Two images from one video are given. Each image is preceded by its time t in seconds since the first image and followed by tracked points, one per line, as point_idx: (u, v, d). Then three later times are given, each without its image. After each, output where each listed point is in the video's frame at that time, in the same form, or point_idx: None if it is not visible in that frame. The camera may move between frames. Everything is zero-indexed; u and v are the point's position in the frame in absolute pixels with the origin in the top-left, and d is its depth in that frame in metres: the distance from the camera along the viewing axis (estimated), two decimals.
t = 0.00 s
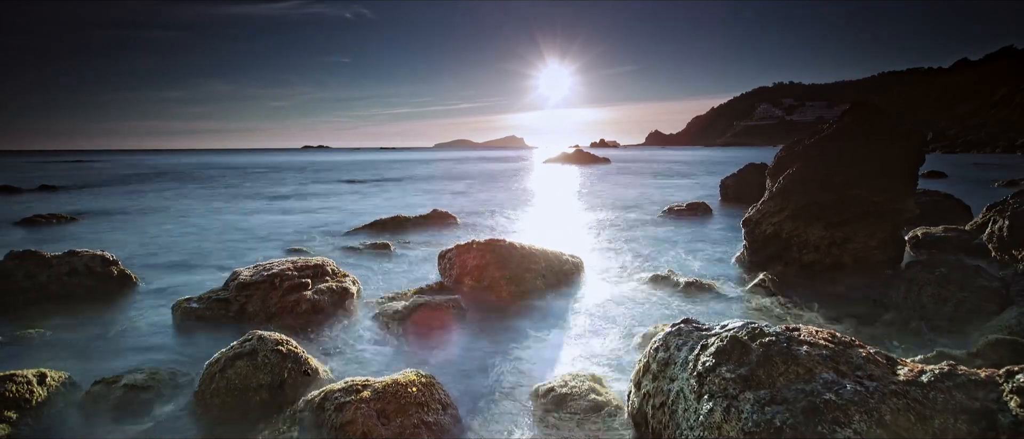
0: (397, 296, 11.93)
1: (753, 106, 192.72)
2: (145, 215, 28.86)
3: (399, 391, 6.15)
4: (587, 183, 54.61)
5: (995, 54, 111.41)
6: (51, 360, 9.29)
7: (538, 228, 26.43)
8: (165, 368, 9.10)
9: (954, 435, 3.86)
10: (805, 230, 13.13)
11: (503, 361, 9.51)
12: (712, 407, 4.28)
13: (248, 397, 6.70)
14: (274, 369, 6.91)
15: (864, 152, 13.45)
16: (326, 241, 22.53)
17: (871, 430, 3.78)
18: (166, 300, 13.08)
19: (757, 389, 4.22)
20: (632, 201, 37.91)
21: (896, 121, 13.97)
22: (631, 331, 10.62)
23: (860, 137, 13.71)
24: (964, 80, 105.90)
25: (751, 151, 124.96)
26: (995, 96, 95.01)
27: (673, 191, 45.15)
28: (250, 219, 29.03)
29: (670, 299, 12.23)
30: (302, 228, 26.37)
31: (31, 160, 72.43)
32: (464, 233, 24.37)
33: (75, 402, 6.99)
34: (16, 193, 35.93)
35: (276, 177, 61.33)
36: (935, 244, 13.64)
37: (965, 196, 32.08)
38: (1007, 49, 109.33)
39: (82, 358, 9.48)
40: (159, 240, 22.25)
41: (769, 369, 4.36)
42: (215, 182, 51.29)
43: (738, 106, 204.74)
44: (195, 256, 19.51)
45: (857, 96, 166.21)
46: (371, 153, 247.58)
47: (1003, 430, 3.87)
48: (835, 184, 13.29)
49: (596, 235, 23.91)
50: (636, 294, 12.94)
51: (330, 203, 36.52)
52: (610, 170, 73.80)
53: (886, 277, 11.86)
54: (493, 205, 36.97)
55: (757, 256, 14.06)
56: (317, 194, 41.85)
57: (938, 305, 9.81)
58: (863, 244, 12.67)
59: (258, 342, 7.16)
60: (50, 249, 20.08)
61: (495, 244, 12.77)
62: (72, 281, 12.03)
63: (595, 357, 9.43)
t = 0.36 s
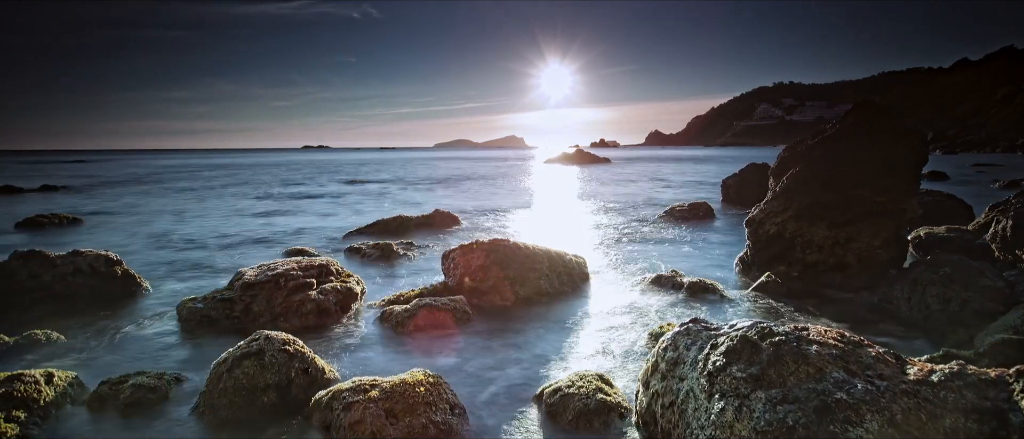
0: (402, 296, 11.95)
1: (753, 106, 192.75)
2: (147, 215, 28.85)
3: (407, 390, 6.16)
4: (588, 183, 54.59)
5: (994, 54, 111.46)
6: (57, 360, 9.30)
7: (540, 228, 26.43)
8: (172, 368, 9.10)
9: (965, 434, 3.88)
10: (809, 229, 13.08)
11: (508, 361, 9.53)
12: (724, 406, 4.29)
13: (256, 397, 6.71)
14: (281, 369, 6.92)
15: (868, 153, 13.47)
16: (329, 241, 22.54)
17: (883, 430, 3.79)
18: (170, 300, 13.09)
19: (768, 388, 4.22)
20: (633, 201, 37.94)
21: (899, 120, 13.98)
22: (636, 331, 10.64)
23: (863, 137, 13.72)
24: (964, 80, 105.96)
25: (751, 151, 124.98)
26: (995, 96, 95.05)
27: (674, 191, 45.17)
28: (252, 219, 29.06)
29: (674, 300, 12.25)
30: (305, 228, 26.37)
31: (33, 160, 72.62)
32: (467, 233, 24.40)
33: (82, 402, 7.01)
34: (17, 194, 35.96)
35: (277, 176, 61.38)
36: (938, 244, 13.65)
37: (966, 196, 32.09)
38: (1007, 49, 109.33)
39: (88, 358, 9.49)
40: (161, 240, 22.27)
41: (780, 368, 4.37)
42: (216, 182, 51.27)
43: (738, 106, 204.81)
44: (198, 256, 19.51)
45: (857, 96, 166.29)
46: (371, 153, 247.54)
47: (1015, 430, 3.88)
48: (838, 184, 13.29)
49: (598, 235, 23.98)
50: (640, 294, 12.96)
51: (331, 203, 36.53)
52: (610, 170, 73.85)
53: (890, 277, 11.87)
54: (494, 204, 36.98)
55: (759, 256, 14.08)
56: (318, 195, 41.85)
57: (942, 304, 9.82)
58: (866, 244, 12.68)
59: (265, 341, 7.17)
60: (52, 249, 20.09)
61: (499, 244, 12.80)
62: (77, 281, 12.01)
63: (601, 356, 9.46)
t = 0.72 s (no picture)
0: (406, 296, 11.95)
1: (753, 106, 192.70)
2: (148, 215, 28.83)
3: (415, 390, 6.16)
4: (589, 183, 54.57)
5: (995, 55, 111.42)
6: (62, 360, 9.30)
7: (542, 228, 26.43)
8: (178, 368, 9.09)
9: (976, 434, 3.89)
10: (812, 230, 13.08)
11: (514, 360, 9.57)
12: (735, 405, 4.29)
13: (263, 397, 6.71)
14: (288, 368, 6.93)
15: (872, 153, 13.49)
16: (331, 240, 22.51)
17: (894, 429, 3.80)
18: (173, 299, 13.08)
19: (779, 387, 4.23)
20: (634, 201, 37.94)
21: (902, 120, 13.98)
22: (640, 330, 10.66)
23: (867, 137, 13.73)
24: (964, 80, 105.93)
25: (752, 151, 124.97)
26: (995, 96, 94.99)
27: (675, 191, 45.13)
28: (254, 219, 29.03)
29: (678, 299, 12.25)
30: (306, 227, 26.36)
31: (32, 161, 72.48)
32: (468, 233, 24.39)
33: (89, 402, 7.02)
34: (18, 193, 35.92)
35: (277, 176, 61.31)
36: (942, 244, 13.65)
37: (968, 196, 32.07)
38: (1008, 49, 109.33)
39: (94, 358, 9.49)
40: (163, 240, 22.25)
41: (791, 367, 4.38)
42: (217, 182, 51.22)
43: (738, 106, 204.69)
44: (200, 255, 19.50)
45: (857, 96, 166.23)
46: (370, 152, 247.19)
47: None
48: (842, 184, 13.30)
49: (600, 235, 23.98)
50: (644, 294, 12.97)
51: (333, 203, 36.51)
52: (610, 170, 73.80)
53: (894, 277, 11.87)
54: (495, 204, 36.96)
55: (763, 256, 14.09)
56: (319, 194, 41.80)
57: (947, 304, 9.83)
58: (870, 243, 12.60)
59: (272, 341, 7.18)
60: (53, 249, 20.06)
61: (503, 244, 12.81)
62: (81, 281, 11.99)
63: (607, 356, 9.45)
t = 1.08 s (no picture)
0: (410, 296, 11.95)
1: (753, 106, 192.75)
2: (150, 215, 28.83)
3: (423, 389, 6.17)
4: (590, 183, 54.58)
5: (994, 55, 111.49)
6: (68, 360, 9.32)
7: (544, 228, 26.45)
8: (186, 367, 9.09)
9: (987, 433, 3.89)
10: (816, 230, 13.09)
11: (519, 359, 9.58)
12: (746, 405, 4.31)
13: (270, 396, 6.72)
14: (295, 368, 6.93)
15: (875, 152, 13.48)
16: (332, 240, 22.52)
17: (906, 428, 3.81)
18: (177, 299, 13.10)
19: (790, 387, 4.24)
20: (635, 201, 37.94)
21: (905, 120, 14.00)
22: (645, 329, 10.69)
23: (870, 137, 13.75)
24: (964, 80, 105.95)
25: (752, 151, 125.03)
26: (995, 96, 95.01)
27: (676, 190, 45.13)
28: (255, 218, 29.02)
29: (682, 299, 12.26)
30: (308, 227, 26.36)
31: (33, 161, 72.60)
32: (470, 232, 24.40)
33: (97, 402, 7.03)
34: (20, 193, 35.96)
35: (277, 176, 61.28)
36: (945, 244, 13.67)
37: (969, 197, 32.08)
38: (1008, 48, 109.33)
39: (100, 357, 9.52)
40: (165, 240, 22.25)
41: (801, 367, 4.39)
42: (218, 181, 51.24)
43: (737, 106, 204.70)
44: (203, 255, 19.51)
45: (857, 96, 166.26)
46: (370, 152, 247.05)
47: None
48: (845, 184, 13.31)
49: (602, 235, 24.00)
50: (648, 293, 12.98)
51: (334, 203, 36.52)
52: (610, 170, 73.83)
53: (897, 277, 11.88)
54: (496, 204, 36.96)
55: (766, 256, 14.11)
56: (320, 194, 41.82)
57: (951, 304, 9.84)
58: (873, 243, 12.61)
59: (279, 341, 7.20)
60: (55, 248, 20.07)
61: (507, 244, 12.83)
62: (86, 280, 12.07)
63: (612, 356, 9.47)
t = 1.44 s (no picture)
0: (414, 296, 11.95)
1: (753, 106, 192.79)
2: (152, 216, 28.82)
3: (431, 389, 6.18)
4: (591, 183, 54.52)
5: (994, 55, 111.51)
6: (74, 360, 9.32)
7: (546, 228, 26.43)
8: (191, 367, 9.09)
9: (999, 432, 3.90)
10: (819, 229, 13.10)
11: (524, 359, 9.59)
12: (757, 404, 4.32)
13: (278, 396, 6.73)
14: (303, 368, 6.94)
15: (878, 152, 13.49)
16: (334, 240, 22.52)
17: (917, 427, 3.81)
18: (181, 299, 13.11)
19: (801, 386, 4.26)
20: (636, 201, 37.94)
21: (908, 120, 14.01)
22: (650, 330, 10.67)
23: (872, 136, 13.76)
24: (964, 80, 105.95)
25: (752, 151, 125.03)
26: (995, 96, 95.04)
27: (677, 190, 45.14)
28: (257, 218, 29.04)
29: (686, 299, 12.27)
30: (310, 227, 26.36)
31: (34, 160, 72.72)
32: (472, 232, 24.41)
33: (104, 401, 7.04)
34: (22, 193, 35.97)
35: (277, 176, 61.31)
36: (948, 244, 13.67)
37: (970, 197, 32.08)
38: (1008, 48, 109.36)
39: (106, 357, 9.52)
40: (167, 240, 22.26)
41: (811, 366, 4.40)
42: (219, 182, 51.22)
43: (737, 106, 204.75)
44: (205, 256, 19.51)
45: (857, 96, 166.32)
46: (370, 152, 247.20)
47: None
48: (848, 184, 13.31)
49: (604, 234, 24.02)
50: (652, 294, 12.98)
51: (336, 203, 36.52)
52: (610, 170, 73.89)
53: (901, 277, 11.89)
54: (498, 204, 36.97)
55: (769, 256, 14.12)
56: (322, 194, 41.80)
57: (955, 304, 9.86)
58: (877, 243, 12.60)
59: (286, 341, 7.20)
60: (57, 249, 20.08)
61: (511, 243, 12.82)
62: (89, 280, 12.01)
63: (617, 356, 9.47)
